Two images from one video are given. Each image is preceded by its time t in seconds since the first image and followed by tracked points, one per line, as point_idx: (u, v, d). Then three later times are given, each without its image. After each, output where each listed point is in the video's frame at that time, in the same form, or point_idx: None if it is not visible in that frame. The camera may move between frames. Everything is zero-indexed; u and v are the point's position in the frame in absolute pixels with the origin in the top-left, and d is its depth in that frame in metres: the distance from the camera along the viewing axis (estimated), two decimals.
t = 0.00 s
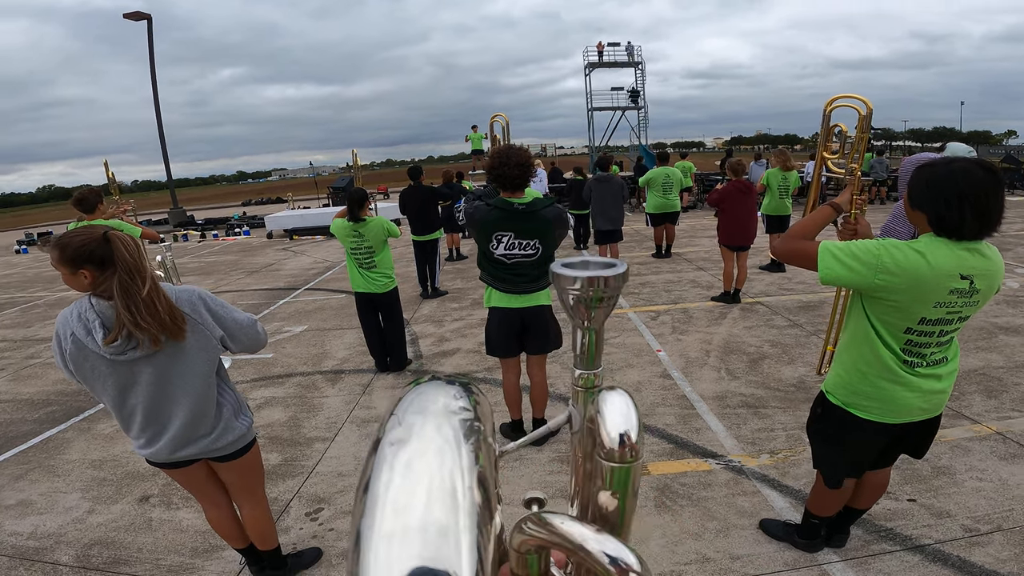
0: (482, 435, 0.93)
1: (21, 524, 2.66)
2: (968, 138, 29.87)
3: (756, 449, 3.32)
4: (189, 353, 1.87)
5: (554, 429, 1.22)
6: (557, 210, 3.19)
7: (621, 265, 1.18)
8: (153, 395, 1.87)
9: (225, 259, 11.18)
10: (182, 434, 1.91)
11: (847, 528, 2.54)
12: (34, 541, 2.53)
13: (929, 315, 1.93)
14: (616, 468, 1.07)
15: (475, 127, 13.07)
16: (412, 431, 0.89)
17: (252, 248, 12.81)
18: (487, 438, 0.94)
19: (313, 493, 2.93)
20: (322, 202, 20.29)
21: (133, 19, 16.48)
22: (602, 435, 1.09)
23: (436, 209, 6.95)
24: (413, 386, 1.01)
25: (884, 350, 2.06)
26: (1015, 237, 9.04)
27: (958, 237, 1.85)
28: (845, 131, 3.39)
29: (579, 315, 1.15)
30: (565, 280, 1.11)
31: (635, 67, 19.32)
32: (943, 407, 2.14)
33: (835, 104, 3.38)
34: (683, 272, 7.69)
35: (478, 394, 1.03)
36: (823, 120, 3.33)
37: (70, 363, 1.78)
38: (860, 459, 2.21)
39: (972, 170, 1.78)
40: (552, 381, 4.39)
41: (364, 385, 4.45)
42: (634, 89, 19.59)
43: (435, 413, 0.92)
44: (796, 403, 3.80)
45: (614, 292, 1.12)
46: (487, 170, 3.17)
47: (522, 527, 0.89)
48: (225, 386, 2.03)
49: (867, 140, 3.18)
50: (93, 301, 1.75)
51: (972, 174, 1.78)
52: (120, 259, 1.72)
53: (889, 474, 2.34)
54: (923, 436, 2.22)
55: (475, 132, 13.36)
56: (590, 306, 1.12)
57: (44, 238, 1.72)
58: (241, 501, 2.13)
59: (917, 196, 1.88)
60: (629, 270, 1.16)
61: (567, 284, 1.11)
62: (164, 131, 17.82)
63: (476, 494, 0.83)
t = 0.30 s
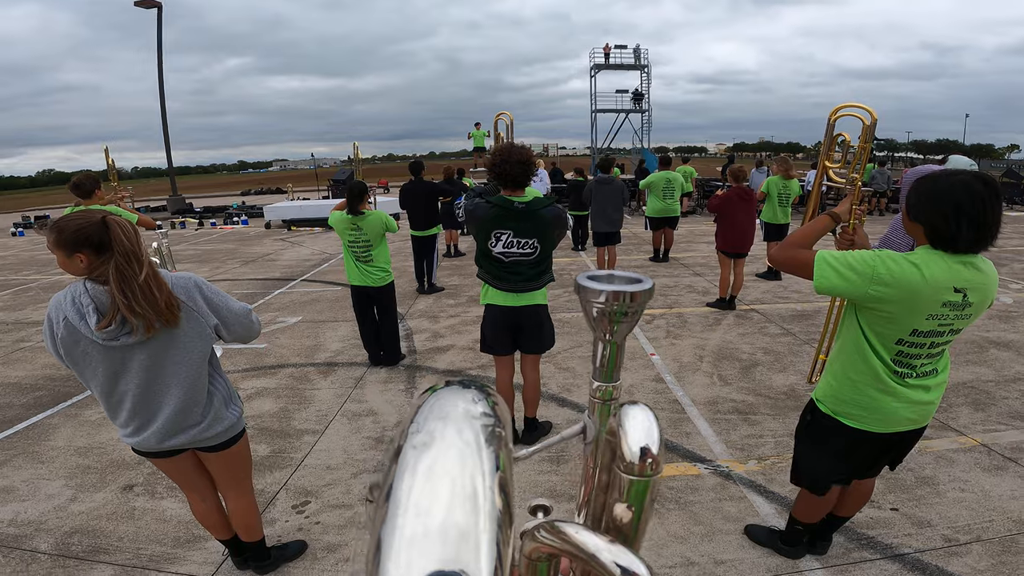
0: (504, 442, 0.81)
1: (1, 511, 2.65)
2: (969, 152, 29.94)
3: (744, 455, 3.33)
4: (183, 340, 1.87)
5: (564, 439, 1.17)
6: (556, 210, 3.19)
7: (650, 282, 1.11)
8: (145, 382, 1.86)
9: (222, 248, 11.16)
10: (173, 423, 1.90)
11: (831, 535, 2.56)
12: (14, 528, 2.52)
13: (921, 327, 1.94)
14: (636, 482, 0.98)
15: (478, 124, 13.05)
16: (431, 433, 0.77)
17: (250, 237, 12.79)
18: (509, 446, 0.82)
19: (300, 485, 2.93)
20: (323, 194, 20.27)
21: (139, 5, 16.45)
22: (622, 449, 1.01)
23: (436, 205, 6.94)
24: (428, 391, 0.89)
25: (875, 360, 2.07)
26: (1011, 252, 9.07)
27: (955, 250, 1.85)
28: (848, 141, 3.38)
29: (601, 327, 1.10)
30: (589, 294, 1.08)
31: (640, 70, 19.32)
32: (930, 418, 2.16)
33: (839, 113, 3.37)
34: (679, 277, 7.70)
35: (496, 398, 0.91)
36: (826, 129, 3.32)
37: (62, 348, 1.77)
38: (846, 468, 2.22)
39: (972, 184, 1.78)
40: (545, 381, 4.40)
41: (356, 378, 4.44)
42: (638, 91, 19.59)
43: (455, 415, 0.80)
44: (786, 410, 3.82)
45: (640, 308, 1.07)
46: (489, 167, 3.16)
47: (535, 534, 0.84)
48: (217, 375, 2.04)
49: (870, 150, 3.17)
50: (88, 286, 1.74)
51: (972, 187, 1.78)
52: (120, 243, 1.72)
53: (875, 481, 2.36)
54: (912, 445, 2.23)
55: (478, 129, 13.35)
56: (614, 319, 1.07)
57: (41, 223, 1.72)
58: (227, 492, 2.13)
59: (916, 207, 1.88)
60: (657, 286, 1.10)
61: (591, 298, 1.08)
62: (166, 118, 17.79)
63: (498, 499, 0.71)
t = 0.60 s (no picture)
0: (511, 452, 0.78)
1: (2, 498, 2.69)
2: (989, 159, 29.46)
3: (746, 459, 3.31)
4: (184, 331, 1.88)
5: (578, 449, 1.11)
6: (565, 208, 3.17)
7: (679, 291, 1.05)
8: (145, 373, 1.88)
9: (233, 239, 11.26)
10: (171, 413, 1.92)
11: (829, 541, 2.54)
12: (14, 516, 2.56)
13: (933, 335, 1.91)
14: (647, 506, 0.92)
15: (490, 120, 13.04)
16: (433, 441, 0.74)
17: (260, 229, 12.89)
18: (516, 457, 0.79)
19: (301, 478, 2.95)
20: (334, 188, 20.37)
21: None
22: (637, 467, 0.94)
23: (445, 201, 6.94)
24: (436, 394, 0.86)
25: (884, 367, 2.05)
26: None
27: (971, 257, 1.82)
28: (864, 145, 3.33)
29: (623, 334, 1.03)
30: (614, 298, 1.02)
31: (655, 70, 19.21)
32: (937, 426, 2.13)
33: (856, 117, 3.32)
34: (687, 278, 7.66)
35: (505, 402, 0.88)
36: (841, 132, 3.27)
37: (65, 336, 1.81)
38: (848, 474, 2.20)
39: (989, 190, 1.75)
40: (549, 379, 4.40)
41: (361, 371, 4.47)
42: (652, 91, 19.49)
43: (461, 422, 0.77)
44: (790, 415, 3.78)
45: (666, 318, 1.00)
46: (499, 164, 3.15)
47: (536, 553, 0.78)
48: (219, 367, 2.04)
49: (886, 155, 3.12)
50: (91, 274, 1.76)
51: (991, 193, 1.75)
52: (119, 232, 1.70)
53: (878, 489, 2.34)
54: (917, 454, 2.20)
55: (489, 126, 13.35)
56: (637, 327, 1.00)
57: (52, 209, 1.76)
58: (227, 484, 2.14)
59: (932, 213, 1.85)
60: (687, 297, 1.04)
61: (614, 303, 1.02)
62: (181, 109, 17.95)
63: (498, 512, 0.68)
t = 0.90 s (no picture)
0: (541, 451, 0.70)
1: (12, 495, 2.71)
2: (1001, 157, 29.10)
3: (753, 458, 3.29)
4: (173, 332, 1.82)
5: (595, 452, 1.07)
6: (571, 205, 3.16)
7: (703, 297, 1.05)
8: (139, 372, 1.87)
9: (240, 236, 11.31)
10: (168, 412, 1.92)
11: (836, 542, 2.51)
12: (24, 512, 2.58)
13: (945, 334, 1.89)
14: (677, 507, 0.91)
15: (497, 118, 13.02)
16: (461, 442, 0.66)
17: (268, 226, 12.96)
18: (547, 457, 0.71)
19: (308, 475, 2.96)
20: (341, 186, 20.44)
21: None
22: (667, 469, 0.93)
23: (451, 198, 6.94)
24: (459, 395, 0.78)
25: (894, 366, 2.03)
26: None
27: (983, 254, 1.79)
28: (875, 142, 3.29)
29: (646, 338, 1.02)
30: (638, 303, 1.01)
31: (662, 68, 19.12)
32: (948, 426, 2.11)
33: (866, 115, 3.28)
34: (695, 276, 7.62)
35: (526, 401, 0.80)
36: (851, 130, 3.23)
37: (67, 327, 1.83)
38: (855, 473, 2.19)
39: (1004, 188, 1.72)
40: (555, 377, 4.39)
41: (367, 368, 4.48)
42: (659, 89, 19.39)
43: (489, 423, 0.69)
44: (798, 414, 3.76)
45: (691, 323, 1.00)
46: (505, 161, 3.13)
47: (561, 553, 0.72)
48: (220, 367, 2.00)
49: (898, 153, 3.07)
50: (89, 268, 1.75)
51: (1004, 191, 1.72)
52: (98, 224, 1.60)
53: (886, 488, 2.32)
54: (927, 454, 2.18)
55: (496, 124, 13.36)
56: (661, 332, 1.00)
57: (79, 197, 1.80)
58: (233, 481, 2.15)
59: (946, 211, 1.82)
60: (710, 303, 1.04)
61: (640, 307, 1.01)
62: (190, 108, 18.07)
63: (535, 513, 0.60)
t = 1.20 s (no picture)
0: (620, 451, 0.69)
1: (33, 493, 2.73)
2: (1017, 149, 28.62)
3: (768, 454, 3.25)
4: (177, 333, 1.80)
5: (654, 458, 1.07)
6: (584, 201, 3.13)
7: (760, 310, 1.03)
8: (147, 372, 1.86)
9: (251, 234, 11.37)
10: (177, 411, 1.92)
11: (852, 538, 2.47)
12: (45, 511, 2.60)
13: (965, 330, 1.85)
14: (755, 509, 0.88)
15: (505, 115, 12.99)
16: (549, 449, 0.63)
17: (278, 224, 13.02)
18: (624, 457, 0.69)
19: (322, 472, 2.97)
20: (350, 183, 20.50)
21: None
22: (742, 473, 0.92)
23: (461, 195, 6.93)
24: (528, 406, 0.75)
25: (913, 361, 1.99)
26: None
27: (1003, 251, 1.74)
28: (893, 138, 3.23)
29: (701, 349, 1.01)
30: (697, 315, 0.99)
31: (670, 64, 19.00)
32: (966, 424, 2.06)
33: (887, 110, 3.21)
34: (706, 272, 7.56)
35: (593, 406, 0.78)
36: (870, 127, 3.17)
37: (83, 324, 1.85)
38: (874, 470, 2.15)
39: None
40: (567, 373, 4.37)
41: (379, 365, 4.48)
42: (667, 84, 19.26)
43: (570, 429, 0.67)
44: (813, 411, 3.71)
45: (747, 336, 0.98)
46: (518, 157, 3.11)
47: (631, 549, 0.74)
48: (234, 368, 1.98)
49: (918, 148, 3.00)
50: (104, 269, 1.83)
51: None
52: (92, 230, 1.67)
53: (905, 487, 2.27)
54: (946, 452, 2.13)
55: (504, 121, 13.34)
56: (718, 345, 0.98)
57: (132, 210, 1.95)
58: (250, 479, 2.15)
59: (966, 208, 1.78)
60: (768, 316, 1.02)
61: (698, 319, 0.99)
62: (200, 107, 18.19)
63: (632, 518, 0.59)
